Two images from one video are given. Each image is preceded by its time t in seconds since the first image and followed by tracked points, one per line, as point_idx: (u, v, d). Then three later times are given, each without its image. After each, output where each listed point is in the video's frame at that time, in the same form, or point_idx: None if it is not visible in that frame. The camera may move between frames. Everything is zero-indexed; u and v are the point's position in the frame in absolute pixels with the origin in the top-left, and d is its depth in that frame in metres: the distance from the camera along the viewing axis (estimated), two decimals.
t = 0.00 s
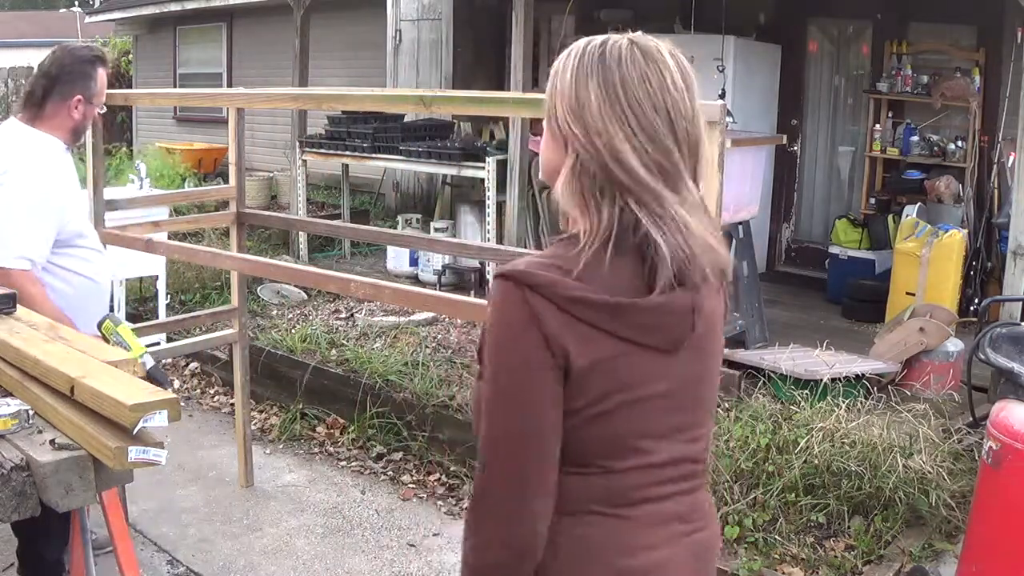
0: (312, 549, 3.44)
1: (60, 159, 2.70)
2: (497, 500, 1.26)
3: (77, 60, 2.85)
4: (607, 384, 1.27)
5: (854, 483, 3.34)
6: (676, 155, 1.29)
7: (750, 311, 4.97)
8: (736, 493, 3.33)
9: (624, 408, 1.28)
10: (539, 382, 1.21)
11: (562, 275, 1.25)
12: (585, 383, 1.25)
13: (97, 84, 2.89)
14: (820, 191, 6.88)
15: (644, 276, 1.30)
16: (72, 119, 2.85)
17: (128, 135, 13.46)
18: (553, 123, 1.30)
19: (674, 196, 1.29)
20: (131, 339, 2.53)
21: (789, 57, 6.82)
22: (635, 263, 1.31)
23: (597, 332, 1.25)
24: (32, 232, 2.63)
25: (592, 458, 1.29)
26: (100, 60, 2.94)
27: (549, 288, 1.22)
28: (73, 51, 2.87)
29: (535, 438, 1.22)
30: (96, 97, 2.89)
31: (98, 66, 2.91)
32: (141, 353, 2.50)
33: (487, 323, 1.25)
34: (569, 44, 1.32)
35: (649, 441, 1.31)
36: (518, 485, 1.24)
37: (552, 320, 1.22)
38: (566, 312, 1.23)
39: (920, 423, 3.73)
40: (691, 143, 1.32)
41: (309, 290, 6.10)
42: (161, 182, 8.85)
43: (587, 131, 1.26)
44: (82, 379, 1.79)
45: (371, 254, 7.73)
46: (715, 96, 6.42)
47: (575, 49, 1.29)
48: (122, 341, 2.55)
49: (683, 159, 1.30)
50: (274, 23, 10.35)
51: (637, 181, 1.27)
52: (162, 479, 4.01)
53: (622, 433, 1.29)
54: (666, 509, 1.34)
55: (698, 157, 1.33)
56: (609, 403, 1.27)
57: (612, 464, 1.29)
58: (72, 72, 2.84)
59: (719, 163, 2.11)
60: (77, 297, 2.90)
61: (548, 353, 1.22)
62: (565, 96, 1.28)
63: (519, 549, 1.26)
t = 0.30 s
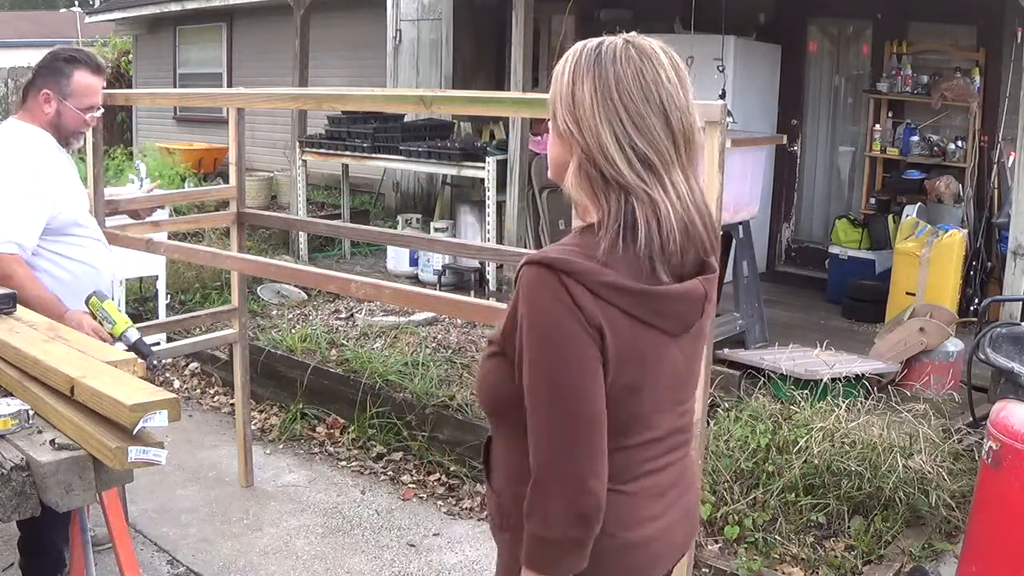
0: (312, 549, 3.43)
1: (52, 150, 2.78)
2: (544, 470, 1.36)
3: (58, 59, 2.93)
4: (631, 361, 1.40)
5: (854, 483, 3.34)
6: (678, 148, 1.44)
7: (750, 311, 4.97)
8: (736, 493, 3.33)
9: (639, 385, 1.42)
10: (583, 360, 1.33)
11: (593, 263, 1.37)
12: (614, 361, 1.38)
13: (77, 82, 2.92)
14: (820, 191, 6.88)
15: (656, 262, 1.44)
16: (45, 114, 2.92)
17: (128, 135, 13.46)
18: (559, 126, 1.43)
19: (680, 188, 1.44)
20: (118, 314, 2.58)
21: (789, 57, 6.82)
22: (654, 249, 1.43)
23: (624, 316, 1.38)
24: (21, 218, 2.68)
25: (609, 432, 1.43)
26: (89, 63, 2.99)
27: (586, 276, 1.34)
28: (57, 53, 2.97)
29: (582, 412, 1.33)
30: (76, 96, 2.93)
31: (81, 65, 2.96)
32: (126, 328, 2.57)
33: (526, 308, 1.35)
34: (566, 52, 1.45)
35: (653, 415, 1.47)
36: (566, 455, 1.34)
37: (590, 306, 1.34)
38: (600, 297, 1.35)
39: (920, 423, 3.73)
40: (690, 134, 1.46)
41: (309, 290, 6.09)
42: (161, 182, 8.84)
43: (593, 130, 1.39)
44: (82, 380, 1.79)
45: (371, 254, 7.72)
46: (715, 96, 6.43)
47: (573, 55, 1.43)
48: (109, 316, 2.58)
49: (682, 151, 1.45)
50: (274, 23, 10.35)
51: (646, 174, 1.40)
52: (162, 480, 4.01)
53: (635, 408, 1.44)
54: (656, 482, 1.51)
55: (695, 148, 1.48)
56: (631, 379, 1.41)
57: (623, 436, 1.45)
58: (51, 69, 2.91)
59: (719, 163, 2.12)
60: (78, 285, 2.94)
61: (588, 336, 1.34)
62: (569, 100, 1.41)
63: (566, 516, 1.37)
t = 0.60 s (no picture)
0: (312, 549, 3.44)
1: (50, 145, 2.90)
2: (548, 461, 1.35)
3: (59, 58, 2.95)
4: (636, 351, 1.40)
5: (854, 483, 3.34)
6: (682, 145, 1.44)
7: (750, 311, 4.97)
8: (735, 493, 3.33)
9: (644, 376, 1.42)
10: (585, 350, 1.33)
11: (597, 254, 1.37)
12: (617, 352, 1.38)
13: (71, 80, 2.93)
14: (820, 191, 6.88)
15: (661, 256, 1.44)
16: (42, 113, 2.96)
17: (128, 135, 13.47)
18: (565, 133, 1.43)
19: (683, 183, 1.44)
20: (92, 310, 2.63)
21: (789, 57, 6.82)
22: (658, 242, 1.43)
23: (628, 307, 1.38)
24: (8, 210, 2.79)
25: (613, 424, 1.43)
26: (89, 62, 2.99)
27: (590, 265, 1.35)
28: (59, 53, 3.00)
29: (585, 401, 1.33)
30: (71, 95, 2.94)
31: (78, 63, 2.96)
32: (100, 321, 2.60)
33: (531, 298, 1.35)
34: (567, 61, 1.46)
35: (658, 408, 1.47)
36: (569, 445, 1.34)
37: (593, 295, 1.34)
38: (603, 286, 1.35)
39: (920, 423, 3.73)
40: (692, 132, 1.47)
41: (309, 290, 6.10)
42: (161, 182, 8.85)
43: (601, 134, 1.39)
44: (82, 379, 1.80)
45: (371, 254, 7.72)
46: (715, 96, 6.43)
47: (576, 61, 1.43)
48: (84, 312, 2.62)
49: (686, 148, 1.45)
50: (273, 24, 10.35)
51: (654, 171, 1.40)
52: (162, 480, 4.01)
53: (640, 400, 1.43)
54: (662, 476, 1.52)
55: (696, 146, 1.49)
56: (635, 371, 1.41)
57: (628, 428, 1.45)
58: (52, 69, 2.94)
59: (721, 164, 2.13)
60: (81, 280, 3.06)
61: (592, 324, 1.34)
62: (574, 106, 1.41)
63: (572, 506, 1.36)
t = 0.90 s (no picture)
0: (311, 549, 3.43)
1: (57, 144, 2.93)
2: (547, 446, 1.36)
3: (65, 60, 2.97)
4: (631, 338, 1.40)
5: (854, 483, 3.33)
6: (678, 138, 1.44)
7: (750, 311, 4.98)
8: (735, 493, 3.33)
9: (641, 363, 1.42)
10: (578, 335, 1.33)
11: (588, 240, 1.37)
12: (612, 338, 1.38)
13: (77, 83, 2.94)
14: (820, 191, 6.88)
15: (660, 248, 1.44)
16: (50, 114, 2.99)
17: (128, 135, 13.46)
18: (563, 132, 1.43)
19: (679, 178, 1.44)
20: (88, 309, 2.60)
21: (789, 57, 6.82)
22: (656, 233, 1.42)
23: (620, 293, 1.38)
24: (9, 210, 2.84)
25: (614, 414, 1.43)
26: (95, 63, 3.00)
27: (579, 250, 1.35)
28: (69, 54, 3.02)
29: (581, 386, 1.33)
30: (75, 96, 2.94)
31: (84, 64, 2.97)
32: (95, 321, 2.57)
33: (524, 285, 1.35)
34: (563, 61, 1.46)
35: (658, 399, 1.46)
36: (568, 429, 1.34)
37: (585, 280, 1.34)
38: (594, 272, 1.36)
39: (920, 423, 3.73)
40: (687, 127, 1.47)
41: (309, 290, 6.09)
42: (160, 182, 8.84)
43: (600, 130, 1.39)
44: (83, 379, 1.80)
45: (371, 254, 7.72)
46: (716, 96, 6.44)
47: (573, 61, 1.43)
48: (79, 310, 2.60)
49: (683, 142, 1.45)
50: (273, 24, 10.35)
51: (653, 166, 1.40)
52: (161, 480, 4.01)
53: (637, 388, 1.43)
54: (663, 470, 1.52)
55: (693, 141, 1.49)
56: (630, 360, 1.41)
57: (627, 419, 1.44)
58: (58, 70, 2.95)
59: (731, 163, 2.13)
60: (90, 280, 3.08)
61: (582, 310, 1.34)
62: (572, 105, 1.41)
63: (575, 492, 1.36)
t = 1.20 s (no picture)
0: (311, 549, 3.43)
1: (54, 144, 3.04)
2: (607, 464, 1.33)
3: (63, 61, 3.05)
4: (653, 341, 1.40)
5: (854, 483, 3.33)
6: (681, 139, 1.43)
7: (750, 311, 4.98)
8: (735, 493, 3.34)
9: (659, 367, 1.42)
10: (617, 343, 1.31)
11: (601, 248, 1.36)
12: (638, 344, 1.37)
13: (75, 81, 3.02)
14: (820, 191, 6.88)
15: (666, 250, 1.43)
16: (51, 115, 3.08)
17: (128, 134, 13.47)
18: (561, 133, 1.43)
19: (681, 179, 1.44)
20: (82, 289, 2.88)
21: (789, 57, 6.82)
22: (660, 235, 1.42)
23: (641, 299, 1.38)
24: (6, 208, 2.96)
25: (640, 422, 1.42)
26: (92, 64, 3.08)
27: (597, 259, 1.34)
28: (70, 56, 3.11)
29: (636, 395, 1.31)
30: (74, 96, 3.02)
31: (80, 65, 3.05)
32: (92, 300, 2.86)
33: (543, 300, 1.34)
34: (563, 62, 1.46)
35: (676, 400, 1.47)
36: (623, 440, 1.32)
37: (609, 289, 1.33)
38: (618, 279, 1.35)
39: (920, 423, 3.73)
40: (690, 127, 1.46)
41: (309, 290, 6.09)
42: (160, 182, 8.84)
43: (598, 132, 1.39)
44: (82, 379, 1.80)
45: (371, 254, 7.71)
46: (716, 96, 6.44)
47: (571, 61, 1.43)
48: (76, 290, 2.88)
49: (685, 142, 1.45)
50: (273, 24, 10.35)
51: (654, 167, 1.40)
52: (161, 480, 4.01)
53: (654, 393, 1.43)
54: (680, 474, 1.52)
55: (697, 140, 1.48)
56: (651, 364, 1.41)
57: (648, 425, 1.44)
58: (56, 72, 3.04)
59: (727, 162, 2.14)
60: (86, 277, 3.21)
61: (614, 318, 1.32)
62: (571, 107, 1.41)
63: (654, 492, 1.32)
